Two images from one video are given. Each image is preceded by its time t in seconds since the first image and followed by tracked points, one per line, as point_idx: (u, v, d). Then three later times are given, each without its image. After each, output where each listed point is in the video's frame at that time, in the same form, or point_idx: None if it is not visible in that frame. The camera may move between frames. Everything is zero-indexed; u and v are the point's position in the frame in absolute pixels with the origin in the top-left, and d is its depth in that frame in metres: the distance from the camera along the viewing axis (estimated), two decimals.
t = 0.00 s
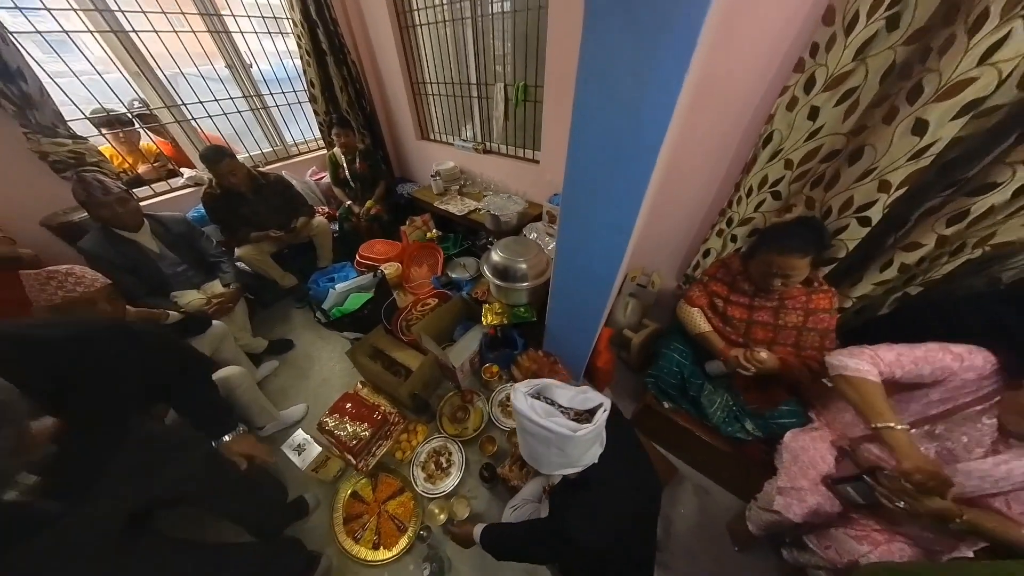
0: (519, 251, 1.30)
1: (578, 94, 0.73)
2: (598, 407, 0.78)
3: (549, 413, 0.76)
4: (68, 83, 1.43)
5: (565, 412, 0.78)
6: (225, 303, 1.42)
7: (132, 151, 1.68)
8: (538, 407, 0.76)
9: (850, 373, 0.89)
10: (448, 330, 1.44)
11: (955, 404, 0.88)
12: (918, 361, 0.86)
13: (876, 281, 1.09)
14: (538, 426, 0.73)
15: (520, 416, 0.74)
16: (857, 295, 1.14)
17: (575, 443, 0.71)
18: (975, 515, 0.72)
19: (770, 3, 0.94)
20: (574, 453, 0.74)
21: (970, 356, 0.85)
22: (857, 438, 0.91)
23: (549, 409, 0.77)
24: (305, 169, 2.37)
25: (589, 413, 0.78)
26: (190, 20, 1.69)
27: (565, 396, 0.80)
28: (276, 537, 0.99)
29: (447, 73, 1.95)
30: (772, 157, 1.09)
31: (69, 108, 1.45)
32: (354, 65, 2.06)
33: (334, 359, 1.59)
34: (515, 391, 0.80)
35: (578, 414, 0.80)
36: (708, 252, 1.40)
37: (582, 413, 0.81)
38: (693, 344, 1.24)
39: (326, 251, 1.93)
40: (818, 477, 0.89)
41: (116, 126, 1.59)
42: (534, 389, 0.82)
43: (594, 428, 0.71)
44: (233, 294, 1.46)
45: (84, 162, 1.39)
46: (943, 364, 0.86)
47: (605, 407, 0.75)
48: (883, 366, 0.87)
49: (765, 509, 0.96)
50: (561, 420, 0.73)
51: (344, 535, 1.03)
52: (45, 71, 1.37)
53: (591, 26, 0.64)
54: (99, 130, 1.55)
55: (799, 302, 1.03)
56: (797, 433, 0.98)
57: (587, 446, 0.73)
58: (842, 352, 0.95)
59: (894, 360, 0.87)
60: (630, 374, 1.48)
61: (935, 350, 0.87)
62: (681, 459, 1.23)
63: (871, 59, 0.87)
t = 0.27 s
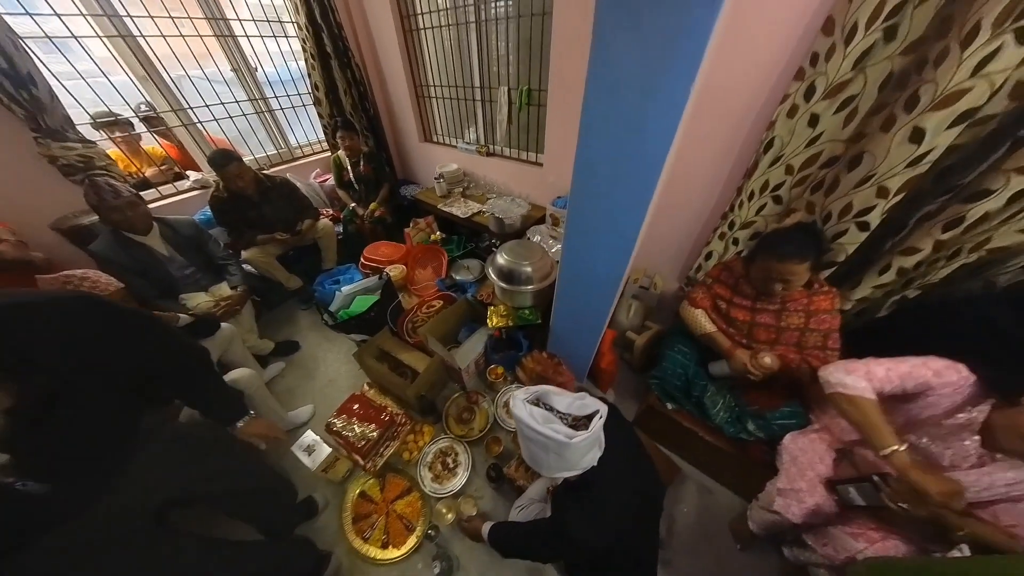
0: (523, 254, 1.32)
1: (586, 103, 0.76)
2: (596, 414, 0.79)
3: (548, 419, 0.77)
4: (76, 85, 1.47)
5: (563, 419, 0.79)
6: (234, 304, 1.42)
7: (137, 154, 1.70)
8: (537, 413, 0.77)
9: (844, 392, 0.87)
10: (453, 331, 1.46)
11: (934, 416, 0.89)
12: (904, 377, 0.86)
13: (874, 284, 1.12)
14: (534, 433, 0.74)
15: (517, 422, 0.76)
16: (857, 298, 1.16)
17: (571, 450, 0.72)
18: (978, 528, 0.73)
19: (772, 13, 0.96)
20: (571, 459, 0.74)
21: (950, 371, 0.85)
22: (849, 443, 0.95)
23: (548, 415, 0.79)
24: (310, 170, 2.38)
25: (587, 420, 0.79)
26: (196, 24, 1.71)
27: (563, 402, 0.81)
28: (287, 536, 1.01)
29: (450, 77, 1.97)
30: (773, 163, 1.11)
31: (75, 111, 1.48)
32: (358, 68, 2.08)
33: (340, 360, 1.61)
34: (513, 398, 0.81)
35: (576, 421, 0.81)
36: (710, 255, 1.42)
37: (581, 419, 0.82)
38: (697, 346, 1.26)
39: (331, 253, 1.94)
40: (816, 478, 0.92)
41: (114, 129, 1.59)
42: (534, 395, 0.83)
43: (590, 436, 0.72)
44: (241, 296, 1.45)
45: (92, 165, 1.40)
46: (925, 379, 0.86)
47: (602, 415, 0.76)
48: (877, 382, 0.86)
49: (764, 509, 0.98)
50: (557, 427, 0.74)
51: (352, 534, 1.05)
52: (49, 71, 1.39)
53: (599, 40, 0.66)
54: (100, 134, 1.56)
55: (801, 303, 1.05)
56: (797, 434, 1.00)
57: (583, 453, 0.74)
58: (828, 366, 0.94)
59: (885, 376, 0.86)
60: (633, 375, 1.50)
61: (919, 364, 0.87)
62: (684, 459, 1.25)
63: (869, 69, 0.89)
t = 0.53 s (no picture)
0: (528, 256, 1.32)
1: (593, 107, 0.77)
2: (602, 419, 0.79)
3: (554, 422, 0.78)
4: (81, 85, 1.47)
5: (570, 422, 0.79)
6: (239, 305, 1.43)
7: (141, 157, 1.72)
8: (544, 414, 0.78)
9: (866, 384, 0.87)
10: (458, 332, 1.46)
11: (943, 414, 0.91)
12: (926, 374, 0.86)
13: (876, 285, 1.12)
14: (540, 435, 0.75)
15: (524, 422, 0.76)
16: (859, 299, 1.17)
17: (577, 453, 0.72)
18: (969, 523, 0.75)
19: (775, 18, 0.98)
20: (576, 462, 0.74)
21: (965, 372, 0.86)
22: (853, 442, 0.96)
23: (554, 417, 0.79)
24: (313, 171, 2.39)
25: (593, 424, 0.79)
26: (200, 26, 1.71)
27: (571, 405, 0.81)
28: (295, 535, 1.01)
29: (453, 78, 1.98)
30: (776, 165, 1.12)
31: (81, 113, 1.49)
32: (360, 69, 2.08)
33: (344, 361, 1.62)
34: (522, 399, 0.82)
35: (583, 425, 0.81)
36: (712, 256, 1.43)
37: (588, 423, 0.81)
38: (700, 346, 1.27)
39: (334, 254, 1.95)
40: (816, 479, 0.93)
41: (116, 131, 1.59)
42: (541, 397, 0.84)
43: (595, 440, 0.72)
44: (247, 296, 1.46)
45: (98, 167, 1.43)
46: (944, 378, 0.86)
47: (608, 421, 0.76)
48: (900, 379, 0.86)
49: (767, 509, 0.99)
50: (563, 431, 0.74)
51: (359, 535, 1.06)
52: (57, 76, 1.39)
53: (608, 45, 0.67)
54: (105, 136, 1.57)
55: (803, 299, 1.06)
56: (798, 435, 1.02)
57: (589, 458, 0.74)
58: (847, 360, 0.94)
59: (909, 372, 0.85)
60: (636, 376, 1.51)
61: (938, 364, 0.87)
62: (688, 459, 1.26)
63: (872, 73, 0.90)
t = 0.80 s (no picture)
0: (528, 259, 1.33)
1: (593, 113, 0.77)
2: (605, 422, 0.80)
3: (558, 425, 0.78)
4: (82, 87, 1.47)
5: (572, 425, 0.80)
6: (240, 308, 1.42)
7: (142, 160, 1.72)
8: (547, 418, 0.78)
9: (853, 384, 0.88)
10: (458, 334, 1.47)
11: (942, 413, 0.91)
12: (918, 373, 0.87)
13: (874, 289, 1.13)
14: (545, 438, 0.75)
15: (529, 425, 0.77)
16: (857, 302, 1.18)
17: (581, 456, 0.72)
18: (962, 518, 0.76)
19: (774, 23, 0.98)
20: (580, 465, 0.75)
21: (961, 368, 0.87)
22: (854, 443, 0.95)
23: (558, 421, 0.80)
24: (313, 173, 2.40)
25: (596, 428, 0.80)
26: (201, 29, 1.72)
27: (574, 409, 0.82)
28: (297, 536, 1.02)
29: (453, 80, 1.98)
30: (775, 169, 1.13)
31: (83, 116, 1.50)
32: (361, 71, 2.09)
33: (345, 363, 1.62)
34: (526, 402, 0.82)
35: (585, 428, 0.82)
36: (712, 259, 1.43)
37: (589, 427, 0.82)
38: (698, 350, 1.28)
39: (335, 256, 1.96)
40: (813, 482, 0.93)
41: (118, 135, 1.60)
42: (544, 400, 0.85)
43: (600, 443, 0.72)
44: (248, 298, 1.45)
45: (99, 170, 1.43)
46: (938, 376, 0.87)
47: (611, 423, 0.77)
48: (890, 378, 0.87)
49: (764, 510, 1.00)
50: (568, 434, 0.74)
51: (361, 537, 1.07)
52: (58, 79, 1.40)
53: (608, 52, 0.68)
54: (106, 139, 1.57)
55: (799, 306, 1.07)
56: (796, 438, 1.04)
57: (592, 461, 0.74)
58: (837, 361, 0.95)
59: (898, 371, 0.87)
60: (636, 378, 1.52)
61: (931, 363, 0.88)
62: (687, 461, 1.27)
63: (870, 78, 0.91)
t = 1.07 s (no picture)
0: (526, 261, 1.33)
1: (590, 116, 0.78)
2: (603, 421, 0.81)
3: (557, 428, 0.78)
4: (80, 89, 1.47)
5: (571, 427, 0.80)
6: (238, 310, 1.49)
7: (140, 161, 1.70)
8: (547, 421, 0.78)
9: (846, 370, 0.92)
10: (457, 336, 1.47)
11: (937, 410, 0.91)
12: (913, 368, 0.88)
13: (872, 291, 1.13)
14: (546, 442, 0.75)
15: (529, 432, 0.76)
16: (855, 305, 1.18)
17: (585, 457, 0.72)
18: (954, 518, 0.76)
19: (772, 27, 0.98)
20: (582, 466, 0.75)
21: (957, 368, 0.87)
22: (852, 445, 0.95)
23: (557, 424, 0.80)
24: (312, 174, 2.40)
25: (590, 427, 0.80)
26: (200, 31, 1.72)
27: (570, 411, 0.83)
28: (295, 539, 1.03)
29: (452, 82, 1.98)
30: (773, 172, 1.13)
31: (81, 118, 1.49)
32: (360, 73, 2.09)
33: (344, 366, 1.62)
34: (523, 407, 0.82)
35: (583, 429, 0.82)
36: (710, 261, 1.43)
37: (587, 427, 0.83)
38: (696, 353, 1.28)
39: (333, 258, 1.96)
40: (811, 486, 0.93)
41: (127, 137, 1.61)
42: (541, 405, 0.85)
43: (601, 441, 0.73)
44: (246, 301, 1.52)
45: (97, 173, 1.47)
46: (933, 373, 0.88)
47: (609, 421, 0.78)
48: (884, 369, 0.89)
49: (763, 515, 1.00)
50: (569, 436, 0.74)
51: (358, 540, 1.07)
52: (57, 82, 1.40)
53: (605, 57, 0.68)
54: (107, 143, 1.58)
55: (795, 312, 1.07)
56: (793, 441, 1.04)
57: (593, 460, 0.75)
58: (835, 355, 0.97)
59: (893, 363, 0.89)
60: (634, 380, 1.52)
61: (926, 361, 0.89)
62: (686, 464, 1.27)
63: (867, 82, 0.90)
